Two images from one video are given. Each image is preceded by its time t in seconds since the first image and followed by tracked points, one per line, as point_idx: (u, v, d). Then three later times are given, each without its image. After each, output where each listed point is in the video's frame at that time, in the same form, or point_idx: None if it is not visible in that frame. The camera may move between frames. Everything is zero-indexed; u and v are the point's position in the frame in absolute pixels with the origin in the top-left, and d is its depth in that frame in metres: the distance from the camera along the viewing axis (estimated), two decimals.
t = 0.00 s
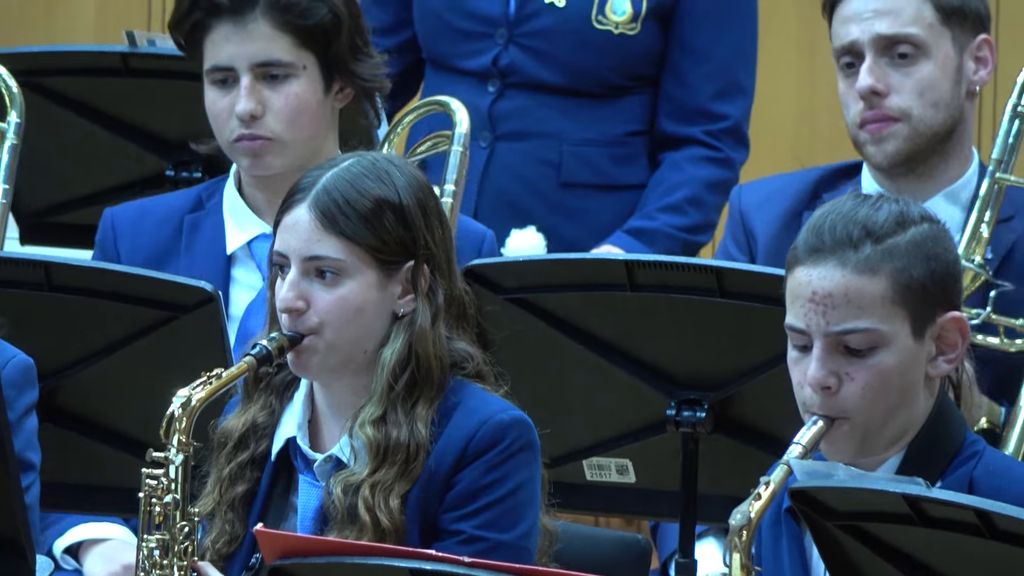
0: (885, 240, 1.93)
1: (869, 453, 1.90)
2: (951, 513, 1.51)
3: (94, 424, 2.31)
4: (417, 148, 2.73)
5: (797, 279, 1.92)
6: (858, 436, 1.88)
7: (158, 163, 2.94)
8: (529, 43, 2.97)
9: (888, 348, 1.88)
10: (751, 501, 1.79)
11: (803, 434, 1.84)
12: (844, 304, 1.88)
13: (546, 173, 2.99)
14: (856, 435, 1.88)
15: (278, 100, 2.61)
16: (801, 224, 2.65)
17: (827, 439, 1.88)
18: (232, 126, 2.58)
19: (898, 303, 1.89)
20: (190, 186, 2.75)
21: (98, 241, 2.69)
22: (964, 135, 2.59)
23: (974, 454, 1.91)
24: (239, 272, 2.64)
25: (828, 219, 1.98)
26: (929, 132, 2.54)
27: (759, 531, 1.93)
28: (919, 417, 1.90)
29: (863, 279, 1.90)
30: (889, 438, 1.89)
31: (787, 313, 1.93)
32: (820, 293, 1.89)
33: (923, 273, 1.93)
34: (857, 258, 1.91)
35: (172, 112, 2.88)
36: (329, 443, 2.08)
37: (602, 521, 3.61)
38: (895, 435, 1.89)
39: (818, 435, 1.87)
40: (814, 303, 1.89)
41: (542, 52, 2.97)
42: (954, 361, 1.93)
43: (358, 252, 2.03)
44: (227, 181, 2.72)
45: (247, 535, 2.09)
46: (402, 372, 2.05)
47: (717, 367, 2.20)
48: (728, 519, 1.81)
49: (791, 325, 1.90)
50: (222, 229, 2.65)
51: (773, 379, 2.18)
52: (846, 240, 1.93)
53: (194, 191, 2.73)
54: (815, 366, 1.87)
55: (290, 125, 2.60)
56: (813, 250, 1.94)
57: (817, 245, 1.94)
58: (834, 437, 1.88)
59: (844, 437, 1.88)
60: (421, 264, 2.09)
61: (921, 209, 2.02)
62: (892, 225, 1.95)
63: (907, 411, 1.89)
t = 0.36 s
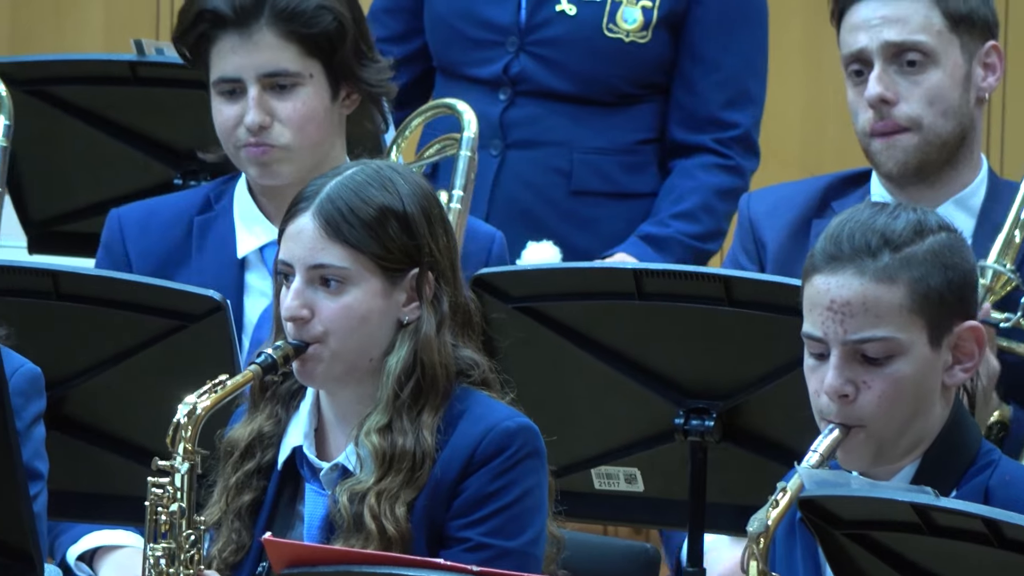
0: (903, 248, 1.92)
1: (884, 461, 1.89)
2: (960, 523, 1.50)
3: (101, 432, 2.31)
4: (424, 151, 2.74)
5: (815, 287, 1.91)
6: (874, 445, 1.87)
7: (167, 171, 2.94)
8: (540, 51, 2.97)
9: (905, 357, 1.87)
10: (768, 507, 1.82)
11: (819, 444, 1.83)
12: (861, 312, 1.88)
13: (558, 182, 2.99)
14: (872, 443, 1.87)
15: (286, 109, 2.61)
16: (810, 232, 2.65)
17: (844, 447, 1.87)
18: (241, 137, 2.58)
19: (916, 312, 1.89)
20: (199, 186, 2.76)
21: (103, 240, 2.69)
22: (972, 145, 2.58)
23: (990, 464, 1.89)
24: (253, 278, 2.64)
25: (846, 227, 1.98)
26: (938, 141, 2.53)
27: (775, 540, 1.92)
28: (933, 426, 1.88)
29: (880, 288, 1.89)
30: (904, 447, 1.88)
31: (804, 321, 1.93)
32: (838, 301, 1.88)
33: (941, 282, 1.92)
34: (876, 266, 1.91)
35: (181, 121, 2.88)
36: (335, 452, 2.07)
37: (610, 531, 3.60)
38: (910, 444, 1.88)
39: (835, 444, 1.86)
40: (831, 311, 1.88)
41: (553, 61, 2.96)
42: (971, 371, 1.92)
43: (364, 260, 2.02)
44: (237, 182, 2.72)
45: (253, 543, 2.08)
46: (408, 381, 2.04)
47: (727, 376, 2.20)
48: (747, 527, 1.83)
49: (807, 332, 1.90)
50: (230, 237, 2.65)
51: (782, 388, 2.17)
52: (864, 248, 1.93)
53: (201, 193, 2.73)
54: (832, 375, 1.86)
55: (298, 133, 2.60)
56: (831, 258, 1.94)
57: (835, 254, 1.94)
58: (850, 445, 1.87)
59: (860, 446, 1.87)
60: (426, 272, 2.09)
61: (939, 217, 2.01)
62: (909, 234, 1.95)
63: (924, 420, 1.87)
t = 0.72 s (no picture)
0: (913, 255, 1.93)
1: (893, 468, 1.89)
2: (969, 530, 1.51)
3: (111, 438, 2.32)
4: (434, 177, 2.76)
5: (824, 295, 1.92)
6: (883, 452, 1.88)
7: (177, 179, 2.95)
8: (547, 57, 2.97)
9: (915, 363, 1.87)
10: (777, 514, 1.84)
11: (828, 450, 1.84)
12: (871, 319, 1.88)
13: (566, 189, 2.99)
14: (882, 449, 1.88)
15: (300, 129, 2.61)
16: (822, 237, 2.65)
17: (853, 453, 1.88)
18: (255, 155, 2.58)
19: (926, 319, 1.89)
20: (209, 200, 2.76)
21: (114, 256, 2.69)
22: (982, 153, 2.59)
23: (1000, 470, 1.89)
24: (262, 290, 2.64)
25: (856, 234, 1.98)
26: (951, 148, 2.53)
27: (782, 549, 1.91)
28: (944, 433, 1.88)
29: (891, 294, 1.89)
30: (914, 454, 1.88)
31: (815, 328, 1.93)
32: (848, 308, 1.88)
33: (951, 288, 1.92)
34: (887, 273, 1.91)
35: (191, 129, 2.89)
36: (346, 459, 2.08)
37: (621, 537, 3.60)
38: (921, 451, 1.88)
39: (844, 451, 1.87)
40: (841, 318, 1.88)
41: (561, 67, 2.96)
42: (981, 377, 1.92)
43: (375, 268, 2.03)
44: (247, 196, 2.73)
45: (264, 551, 2.08)
46: (419, 389, 2.05)
47: (739, 382, 2.19)
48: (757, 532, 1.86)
49: (818, 339, 1.90)
50: (240, 245, 2.65)
51: (793, 395, 2.17)
52: (874, 256, 1.93)
53: (212, 205, 2.74)
54: (842, 381, 1.87)
55: (312, 152, 2.61)
56: (842, 265, 1.94)
57: (845, 260, 1.94)
58: (859, 451, 1.88)
59: (870, 451, 1.88)
60: (437, 280, 2.09)
61: (949, 225, 2.01)
62: (919, 241, 1.95)
63: (934, 427, 1.88)
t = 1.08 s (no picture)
0: (928, 261, 1.92)
1: (907, 475, 1.89)
2: (981, 536, 1.50)
3: (122, 444, 2.32)
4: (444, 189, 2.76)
5: (839, 300, 1.92)
6: (897, 459, 1.88)
7: (188, 186, 2.95)
8: (556, 64, 2.97)
9: (929, 370, 1.87)
10: (793, 520, 1.83)
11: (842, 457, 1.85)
12: (885, 325, 1.88)
13: (574, 195, 2.99)
14: (896, 456, 1.87)
15: (314, 135, 2.61)
16: (831, 243, 2.65)
17: (868, 459, 1.87)
18: (269, 163, 2.59)
19: (940, 325, 1.88)
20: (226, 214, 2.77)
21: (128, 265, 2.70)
22: (992, 161, 2.59)
23: (1014, 477, 1.89)
24: (274, 298, 2.64)
25: (870, 240, 1.98)
26: (961, 162, 2.54)
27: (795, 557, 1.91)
28: (958, 439, 1.88)
29: (905, 301, 1.89)
30: (928, 460, 1.88)
31: (829, 334, 1.93)
32: (862, 315, 1.88)
33: (966, 295, 1.92)
34: (901, 279, 1.91)
35: (201, 135, 2.89)
36: (359, 466, 2.08)
37: (632, 544, 3.60)
38: (934, 457, 1.88)
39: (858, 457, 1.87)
40: (855, 325, 1.88)
41: (569, 73, 2.96)
42: (995, 384, 1.92)
43: (388, 274, 2.03)
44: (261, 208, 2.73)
45: (276, 558, 2.09)
46: (432, 396, 2.05)
47: (751, 388, 2.20)
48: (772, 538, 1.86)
49: (832, 345, 1.90)
50: (254, 253, 2.66)
51: (804, 401, 2.17)
52: (889, 262, 1.93)
53: (228, 217, 2.74)
54: (856, 388, 1.87)
55: (326, 159, 2.61)
56: (856, 271, 1.94)
57: (859, 267, 1.94)
58: (874, 458, 1.88)
59: (885, 458, 1.88)
60: (451, 286, 2.09)
61: (964, 230, 2.01)
62: (934, 247, 1.95)
63: (948, 434, 1.87)
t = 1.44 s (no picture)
0: (934, 266, 1.92)
1: (913, 479, 1.89)
2: (988, 541, 1.51)
3: (129, 449, 2.32)
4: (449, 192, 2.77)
5: (845, 304, 1.92)
6: (902, 463, 1.88)
7: (194, 190, 2.96)
8: (558, 69, 2.97)
9: (935, 375, 1.87)
10: (796, 524, 1.84)
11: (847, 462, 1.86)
12: (892, 330, 1.88)
13: (577, 201, 2.99)
14: (901, 461, 1.88)
15: (321, 139, 2.61)
16: (834, 246, 2.65)
17: (872, 464, 1.88)
18: (277, 167, 2.59)
19: (946, 329, 1.88)
20: (230, 216, 2.78)
21: (132, 270, 2.71)
22: (994, 167, 2.60)
23: (1020, 482, 1.89)
24: (278, 303, 2.64)
25: (877, 245, 1.98)
26: (961, 171, 2.54)
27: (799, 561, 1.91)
28: (963, 444, 1.88)
29: (910, 305, 1.89)
30: (933, 465, 1.88)
31: (835, 338, 1.93)
32: (868, 320, 1.88)
33: (972, 299, 1.92)
34: (907, 284, 1.91)
35: (207, 140, 2.90)
36: (365, 470, 2.08)
37: (637, 547, 3.60)
38: (940, 462, 1.88)
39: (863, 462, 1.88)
40: (861, 329, 1.88)
41: (571, 79, 2.96)
42: (1001, 389, 1.92)
43: (395, 279, 2.03)
44: (265, 213, 2.73)
45: (281, 561, 2.09)
46: (439, 400, 2.05)
47: (756, 392, 2.20)
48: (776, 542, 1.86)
49: (837, 350, 1.90)
50: (258, 258, 2.66)
51: (810, 406, 2.18)
52: (894, 266, 1.93)
53: (231, 221, 2.75)
54: (862, 393, 1.87)
55: (333, 163, 2.61)
56: (862, 276, 1.94)
57: (865, 271, 1.94)
58: (879, 462, 1.88)
59: (889, 462, 1.88)
60: (457, 290, 2.09)
61: (970, 235, 2.01)
62: (940, 251, 1.95)
63: (953, 438, 1.88)
